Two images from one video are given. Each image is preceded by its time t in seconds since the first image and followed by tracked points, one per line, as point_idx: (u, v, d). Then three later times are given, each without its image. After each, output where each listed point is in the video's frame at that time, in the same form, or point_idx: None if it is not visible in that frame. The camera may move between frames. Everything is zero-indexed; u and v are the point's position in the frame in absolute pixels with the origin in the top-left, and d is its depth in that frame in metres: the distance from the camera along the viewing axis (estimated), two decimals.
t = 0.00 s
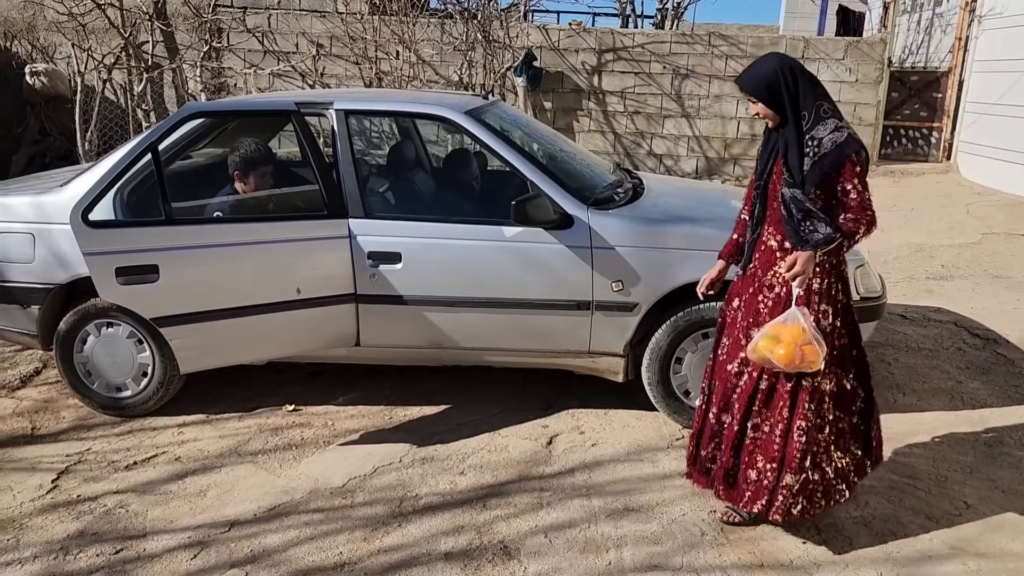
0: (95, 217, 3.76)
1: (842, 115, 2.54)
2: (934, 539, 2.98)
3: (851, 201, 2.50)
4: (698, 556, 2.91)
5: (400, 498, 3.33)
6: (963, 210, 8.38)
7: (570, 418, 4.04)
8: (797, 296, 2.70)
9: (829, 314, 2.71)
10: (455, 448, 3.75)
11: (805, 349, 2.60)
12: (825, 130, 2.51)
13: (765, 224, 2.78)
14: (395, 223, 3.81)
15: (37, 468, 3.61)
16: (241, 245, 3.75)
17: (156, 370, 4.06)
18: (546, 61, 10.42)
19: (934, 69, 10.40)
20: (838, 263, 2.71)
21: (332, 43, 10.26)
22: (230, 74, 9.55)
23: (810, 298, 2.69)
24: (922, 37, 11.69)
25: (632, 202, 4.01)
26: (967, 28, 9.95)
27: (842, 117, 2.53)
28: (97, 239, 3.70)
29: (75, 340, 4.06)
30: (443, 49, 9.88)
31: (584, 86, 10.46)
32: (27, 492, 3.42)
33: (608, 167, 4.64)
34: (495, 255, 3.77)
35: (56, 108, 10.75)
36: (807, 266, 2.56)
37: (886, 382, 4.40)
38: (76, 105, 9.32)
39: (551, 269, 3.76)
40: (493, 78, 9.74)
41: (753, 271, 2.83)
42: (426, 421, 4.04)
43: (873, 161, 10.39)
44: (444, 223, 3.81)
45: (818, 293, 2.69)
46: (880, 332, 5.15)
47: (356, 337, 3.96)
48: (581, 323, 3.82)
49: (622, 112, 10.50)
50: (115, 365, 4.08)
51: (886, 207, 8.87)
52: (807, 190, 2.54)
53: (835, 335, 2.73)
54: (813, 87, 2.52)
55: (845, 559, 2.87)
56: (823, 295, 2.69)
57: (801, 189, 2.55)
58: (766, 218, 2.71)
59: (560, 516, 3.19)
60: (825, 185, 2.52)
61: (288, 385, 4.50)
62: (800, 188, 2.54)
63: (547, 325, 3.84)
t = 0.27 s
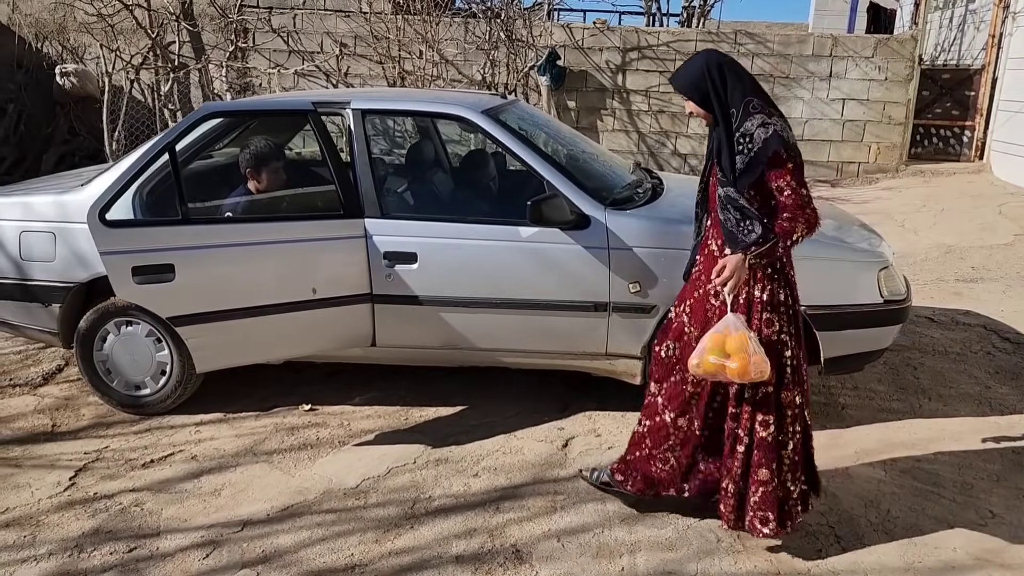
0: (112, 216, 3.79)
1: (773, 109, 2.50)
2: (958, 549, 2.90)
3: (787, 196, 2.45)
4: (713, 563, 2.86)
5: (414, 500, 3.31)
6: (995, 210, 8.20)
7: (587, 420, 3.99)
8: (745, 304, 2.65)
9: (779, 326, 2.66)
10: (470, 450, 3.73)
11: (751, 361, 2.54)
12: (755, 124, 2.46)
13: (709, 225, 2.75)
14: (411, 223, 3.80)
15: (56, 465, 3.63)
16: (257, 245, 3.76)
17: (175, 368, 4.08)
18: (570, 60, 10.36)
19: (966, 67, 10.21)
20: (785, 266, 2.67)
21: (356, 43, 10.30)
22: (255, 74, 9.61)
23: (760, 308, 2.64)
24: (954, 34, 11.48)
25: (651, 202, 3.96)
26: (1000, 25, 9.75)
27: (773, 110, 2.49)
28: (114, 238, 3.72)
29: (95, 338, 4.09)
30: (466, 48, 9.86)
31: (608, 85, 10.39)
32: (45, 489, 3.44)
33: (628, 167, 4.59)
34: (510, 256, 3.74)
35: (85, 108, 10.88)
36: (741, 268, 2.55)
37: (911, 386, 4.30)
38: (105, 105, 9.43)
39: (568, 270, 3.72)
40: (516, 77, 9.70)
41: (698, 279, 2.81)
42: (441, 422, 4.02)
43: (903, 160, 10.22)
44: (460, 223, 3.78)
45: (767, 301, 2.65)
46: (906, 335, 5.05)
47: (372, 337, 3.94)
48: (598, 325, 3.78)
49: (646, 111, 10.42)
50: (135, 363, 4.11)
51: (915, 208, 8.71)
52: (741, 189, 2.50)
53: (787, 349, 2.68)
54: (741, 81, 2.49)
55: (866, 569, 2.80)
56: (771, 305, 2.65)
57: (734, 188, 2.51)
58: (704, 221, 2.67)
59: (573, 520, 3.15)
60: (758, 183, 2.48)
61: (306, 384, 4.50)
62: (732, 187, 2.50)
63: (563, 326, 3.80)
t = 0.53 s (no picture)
0: (126, 218, 3.80)
1: (696, 120, 2.46)
2: (980, 567, 2.81)
3: (700, 212, 2.41)
4: None
5: (423, 507, 3.27)
6: None
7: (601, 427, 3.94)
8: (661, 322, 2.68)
9: (687, 344, 2.70)
10: (482, 456, 3.68)
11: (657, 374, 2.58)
12: (672, 137, 2.43)
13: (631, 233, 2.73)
14: (424, 226, 3.77)
15: (70, 465, 3.65)
16: (269, 247, 3.75)
17: (190, 369, 4.09)
18: (594, 61, 10.30)
19: (1001, 69, 9.99)
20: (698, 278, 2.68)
21: (381, 44, 10.32)
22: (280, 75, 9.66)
23: (671, 327, 2.68)
24: (989, 35, 11.23)
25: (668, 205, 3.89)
26: None
27: (695, 121, 2.45)
28: (128, 240, 3.74)
29: (111, 339, 4.10)
30: (490, 50, 9.84)
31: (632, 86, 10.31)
32: (59, 490, 3.45)
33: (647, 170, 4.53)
34: (523, 259, 3.69)
35: (114, 109, 11.01)
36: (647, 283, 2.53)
37: (936, 396, 4.19)
38: (132, 106, 9.53)
39: (583, 275, 3.66)
40: (539, 78, 9.66)
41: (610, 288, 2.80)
42: (454, 427, 3.98)
43: (934, 163, 10.02)
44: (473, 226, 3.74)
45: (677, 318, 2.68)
46: (933, 344, 4.92)
47: (385, 341, 3.92)
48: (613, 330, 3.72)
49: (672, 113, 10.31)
50: (150, 364, 4.12)
51: (946, 212, 8.53)
52: (654, 200, 2.48)
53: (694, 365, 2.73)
54: (662, 91, 2.45)
55: None
56: (681, 320, 2.68)
57: (649, 197, 2.49)
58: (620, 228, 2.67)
59: (584, 529, 3.09)
60: (671, 194, 2.45)
61: (320, 387, 4.49)
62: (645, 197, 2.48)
63: (578, 331, 3.74)
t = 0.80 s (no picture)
0: (138, 218, 3.80)
1: (647, 118, 2.45)
2: None
3: (637, 209, 2.38)
4: None
5: (432, 512, 3.23)
6: None
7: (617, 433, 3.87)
8: (587, 315, 2.64)
9: (613, 343, 2.64)
10: (495, 461, 3.63)
11: (564, 370, 2.63)
12: (618, 129, 2.42)
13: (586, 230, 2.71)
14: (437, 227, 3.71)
15: (83, 464, 3.65)
16: (281, 247, 3.72)
17: (203, 369, 4.08)
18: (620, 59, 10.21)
19: None
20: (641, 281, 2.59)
21: (405, 41, 10.30)
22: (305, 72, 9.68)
23: (595, 323, 2.64)
24: None
25: (687, 207, 3.81)
26: None
27: (645, 119, 2.45)
28: (139, 240, 3.72)
29: (127, 337, 4.11)
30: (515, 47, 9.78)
31: (658, 84, 10.19)
32: (70, 489, 3.45)
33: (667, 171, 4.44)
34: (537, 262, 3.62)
35: (142, 106, 11.11)
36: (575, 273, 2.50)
37: (965, 406, 4.06)
38: (158, 103, 9.60)
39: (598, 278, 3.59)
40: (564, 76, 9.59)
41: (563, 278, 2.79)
42: (468, 431, 3.93)
43: (968, 163, 9.78)
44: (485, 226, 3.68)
45: (605, 316, 2.63)
46: (962, 351, 4.78)
47: (398, 342, 3.87)
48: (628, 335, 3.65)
49: (698, 111, 10.18)
50: (165, 363, 4.11)
51: (979, 213, 8.33)
52: (598, 193, 2.46)
53: (617, 365, 2.66)
54: (614, 85, 2.46)
55: None
56: (611, 319, 2.62)
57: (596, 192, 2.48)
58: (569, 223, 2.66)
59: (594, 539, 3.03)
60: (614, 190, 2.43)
61: (335, 388, 4.47)
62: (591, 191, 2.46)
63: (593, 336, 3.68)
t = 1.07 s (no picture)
0: (151, 213, 3.79)
1: (570, 128, 2.54)
2: None
3: (549, 219, 2.55)
4: None
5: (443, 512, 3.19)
6: None
7: (633, 433, 3.81)
8: (514, 320, 2.76)
9: (528, 350, 2.73)
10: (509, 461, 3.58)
11: (499, 373, 2.70)
12: (540, 138, 2.54)
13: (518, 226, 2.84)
14: (451, 223, 3.67)
15: (98, 459, 3.66)
16: (295, 244, 3.71)
17: (218, 365, 4.08)
18: (643, 53, 10.09)
19: None
20: (569, 287, 2.68)
21: (427, 36, 10.26)
22: (326, 67, 9.66)
23: (517, 330, 2.73)
24: None
25: (706, 204, 3.74)
26: None
27: (567, 129, 2.54)
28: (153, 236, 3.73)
29: (143, 333, 4.12)
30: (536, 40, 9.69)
31: (682, 77, 10.06)
32: (85, 484, 3.46)
33: (687, 166, 4.37)
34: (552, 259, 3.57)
35: (166, 101, 11.17)
36: (490, 280, 2.61)
37: (992, 408, 3.96)
38: (181, 97, 9.64)
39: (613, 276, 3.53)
40: (586, 70, 9.50)
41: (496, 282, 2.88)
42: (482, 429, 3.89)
43: (1000, 158, 9.56)
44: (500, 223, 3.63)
45: (529, 324, 2.72)
46: (990, 351, 4.66)
47: (412, 339, 3.85)
48: (645, 333, 3.59)
49: (722, 105, 10.03)
50: (180, 359, 4.11)
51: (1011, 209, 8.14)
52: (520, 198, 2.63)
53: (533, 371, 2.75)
54: (542, 92, 2.56)
55: None
56: (527, 327, 2.72)
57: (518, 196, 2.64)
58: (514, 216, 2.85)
59: (607, 542, 2.97)
60: (533, 198, 2.58)
61: (350, 384, 4.45)
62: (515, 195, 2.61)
63: (608, 334, 3.62)
